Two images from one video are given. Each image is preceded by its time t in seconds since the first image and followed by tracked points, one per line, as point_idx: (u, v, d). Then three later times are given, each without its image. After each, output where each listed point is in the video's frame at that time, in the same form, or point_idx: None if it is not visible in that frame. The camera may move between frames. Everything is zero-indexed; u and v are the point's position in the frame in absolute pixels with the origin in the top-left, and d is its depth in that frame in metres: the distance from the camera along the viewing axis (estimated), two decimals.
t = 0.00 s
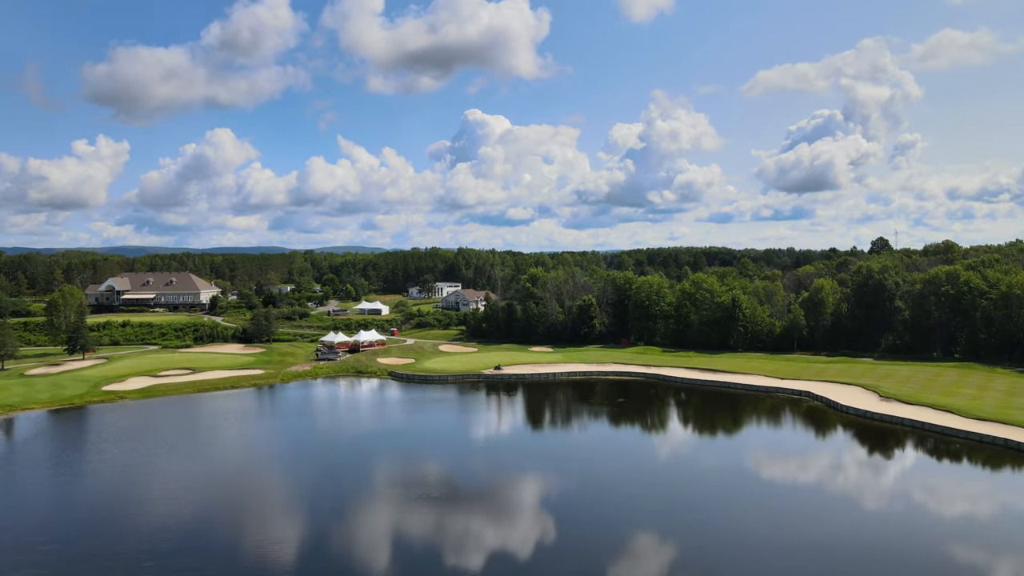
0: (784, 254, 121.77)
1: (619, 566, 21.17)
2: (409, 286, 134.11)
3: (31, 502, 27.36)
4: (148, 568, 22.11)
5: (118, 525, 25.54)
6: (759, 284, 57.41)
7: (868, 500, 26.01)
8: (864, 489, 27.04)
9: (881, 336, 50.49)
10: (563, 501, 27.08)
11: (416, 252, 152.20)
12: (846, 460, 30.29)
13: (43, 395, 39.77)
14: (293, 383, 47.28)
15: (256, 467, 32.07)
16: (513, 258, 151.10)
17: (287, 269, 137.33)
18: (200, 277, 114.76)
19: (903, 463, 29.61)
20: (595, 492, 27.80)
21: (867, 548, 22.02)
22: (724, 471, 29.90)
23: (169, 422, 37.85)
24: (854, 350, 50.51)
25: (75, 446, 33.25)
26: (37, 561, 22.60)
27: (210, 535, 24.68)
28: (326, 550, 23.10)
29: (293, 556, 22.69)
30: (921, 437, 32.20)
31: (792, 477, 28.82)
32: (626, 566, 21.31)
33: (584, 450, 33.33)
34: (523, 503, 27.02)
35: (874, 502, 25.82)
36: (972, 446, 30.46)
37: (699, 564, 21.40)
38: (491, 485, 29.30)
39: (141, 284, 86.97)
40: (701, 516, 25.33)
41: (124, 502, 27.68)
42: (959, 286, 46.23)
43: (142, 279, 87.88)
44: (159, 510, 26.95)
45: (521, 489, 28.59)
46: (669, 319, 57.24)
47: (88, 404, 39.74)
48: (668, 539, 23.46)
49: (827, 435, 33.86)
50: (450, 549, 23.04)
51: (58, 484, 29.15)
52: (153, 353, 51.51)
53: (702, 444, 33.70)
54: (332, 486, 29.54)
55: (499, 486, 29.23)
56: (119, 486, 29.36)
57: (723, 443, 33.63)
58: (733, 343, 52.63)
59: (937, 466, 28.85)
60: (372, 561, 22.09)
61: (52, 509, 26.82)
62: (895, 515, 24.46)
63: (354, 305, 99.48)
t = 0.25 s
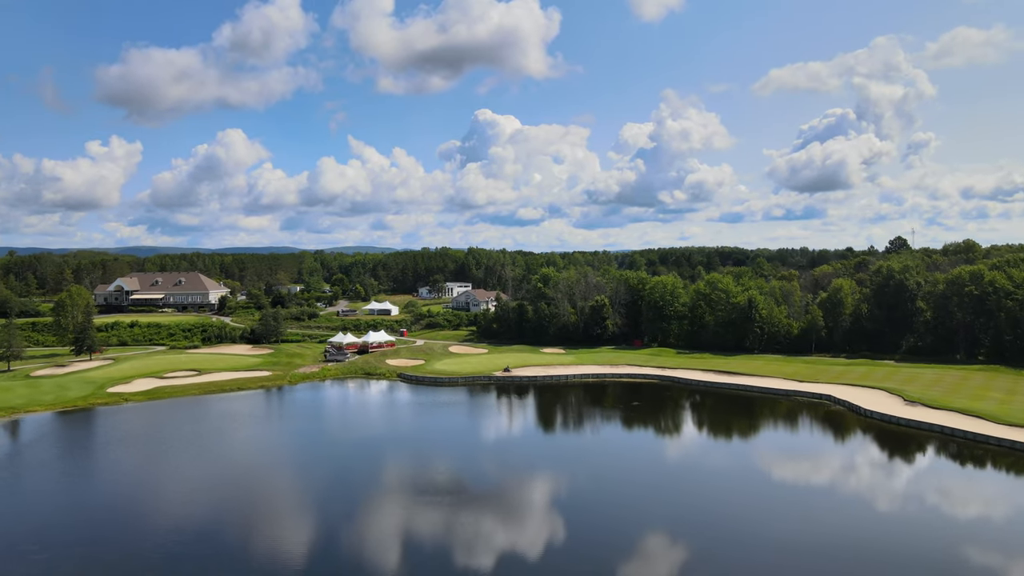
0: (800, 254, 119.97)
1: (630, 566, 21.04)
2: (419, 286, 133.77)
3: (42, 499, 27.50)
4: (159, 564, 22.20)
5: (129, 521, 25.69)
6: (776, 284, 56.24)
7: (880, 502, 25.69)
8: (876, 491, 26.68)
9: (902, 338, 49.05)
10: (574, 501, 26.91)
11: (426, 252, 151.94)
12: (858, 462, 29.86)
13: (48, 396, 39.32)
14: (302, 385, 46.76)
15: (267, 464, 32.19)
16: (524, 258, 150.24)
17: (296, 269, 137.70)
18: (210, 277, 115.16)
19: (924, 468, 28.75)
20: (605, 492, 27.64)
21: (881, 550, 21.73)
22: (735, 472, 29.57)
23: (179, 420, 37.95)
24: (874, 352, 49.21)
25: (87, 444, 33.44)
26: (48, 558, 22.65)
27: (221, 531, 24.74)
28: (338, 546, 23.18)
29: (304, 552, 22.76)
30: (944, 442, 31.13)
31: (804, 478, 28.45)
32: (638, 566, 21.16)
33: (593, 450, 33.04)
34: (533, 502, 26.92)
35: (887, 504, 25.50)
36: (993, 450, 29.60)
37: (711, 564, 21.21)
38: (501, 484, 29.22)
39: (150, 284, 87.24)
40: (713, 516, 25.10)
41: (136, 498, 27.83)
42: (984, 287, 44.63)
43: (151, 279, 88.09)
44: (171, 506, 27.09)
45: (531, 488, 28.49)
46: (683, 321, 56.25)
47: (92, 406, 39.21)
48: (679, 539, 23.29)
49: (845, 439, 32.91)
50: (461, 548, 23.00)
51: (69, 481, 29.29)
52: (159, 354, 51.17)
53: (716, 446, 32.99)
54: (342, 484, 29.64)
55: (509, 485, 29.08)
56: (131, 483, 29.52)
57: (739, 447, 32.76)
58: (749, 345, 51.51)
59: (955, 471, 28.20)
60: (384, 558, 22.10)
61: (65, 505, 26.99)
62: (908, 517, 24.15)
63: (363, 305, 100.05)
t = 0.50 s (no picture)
0: (811, 254, 118.50)
1: (635, 567, 20.77)
2: (426, 286, 133.32)
3: (45, 498, 27.43)
4: (162, 563, 22.11)
5: (132, 520, 25.61)
6: (789, 284, 55.25)
7: (889, 504, 25.31)
8: (884, 492, 26.30)
9: (919, 339, 47.81)
10: (580, 502, 26.61)
11: (433, 252, 151.58)
12: (866, 463, 29.42)
13: (46, 399, 38.76)
14: (306, 388, 46.17)
15: (271, 464, 32.12)
16: (531, 258, 149.36)
17: (302, 270, 137.84)
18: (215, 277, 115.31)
19: (941, 472, 27.95)
20: (610, 493, 27.36)
21: (890, 552, 21.37)
22: (742, 474, 29.19)
23: (183, 420, 37.83)
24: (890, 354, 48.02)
25: (90, 444, 33.38)
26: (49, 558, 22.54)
27: (227, 532, 24.58)
28: (341, 545, 23.07)
29: (308, 552, 22.63)
30: (965, 447, 30.08)
31: (812, 480, 28.03)
32: (644, 568, 20.90)
33: (599, 450, 32.68)
34: (538, 502, 26.68)
35: (895, 506, 25.13)
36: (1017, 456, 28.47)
37: (719, 566, 20.91)
38: (506, 484, 28.98)
39: (155, 284, 87.27)
40: (719, 518, 24.78)
41: (140, 498, 27.75)
42: (1004, 287, 43.14)
43: (156, 279, 88.07)
44: (174, 505, 27.01)
45: (536, 489, 28.25)
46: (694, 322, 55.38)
47: (91, 409, 38.60)
48: (686, 541, 23.01)
49: (861, 442, 32.03)
50: (466, 548, 22.80)
51: (72, 481, 29.20)
52: (162, 356, 50.73)
53: (725, 449, 32.33)
54: (346, 483, 29.53)
55: (515, 485, 28.81)
56: (134, 482, 29.46)
57: (750, 451, 31.97)
58: (762, 347, 50.54)
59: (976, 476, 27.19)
60: (388, 558, 21.94)
61: (68, 505, 26.93)
62: (917, 519, 23.79)
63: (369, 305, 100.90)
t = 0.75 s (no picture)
0: (823, 254, 117.15)
1: (643, 568, 20.52)
2: (432, 286, 132.94)
3: (48, 497, 27.36)
4: (166, 561, 22.05)
5: (137, 518, 25.55)
6: (803, 285, 54.35)
7: (898, 505, 24.97)
8: (893, 493, 25.92)
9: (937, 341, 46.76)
10: (587, 502, 26.32)
11: (440, 252, 151.22)
12: (875, 464, 28.99)
13: (45, 402, 38.07)
14: (311, 390, 45.51)
15: (276, 462, 32.07)
16: (539, 258, 148.56)
17: (308, 270, 137.89)
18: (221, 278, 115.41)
19: (958, 477, 27.19)
20: (617, 493, 27.08)
21: (901, 554, 21.03)
22: (750, 474, 28.83)
23: (187, 419, 37.73)
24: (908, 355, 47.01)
25: (93, 443, 33.32)
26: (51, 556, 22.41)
27: (233, 531, 24.47)
28: (346, 545, 22.96)
29: (314, 550, 22.53)
30: (983, 452, 29.15)
31: (820, 480, 27.64)
32: (652, 568, 20.63)
33: (605, 451, 32.34)
34: (544, 502, 26.46)
35: (904, 507, 24.78)
36: None
37: (727, 567, 20.62)
38: (511, 484, 28.78)
39: (159, 284, 87.29)
40: (727, 518, 24.48)
41: (145, 497, 27.63)
42: None
43: (160, 280, 88.09)
44: (179, 503, 26.96)
45: (542, 489, 28.03)
46: (705, 322, 54.78)
47: (90, 412, 37.85)
48: (693, 541, 22.74)
49: (876, 446, 31.20)
50: (472, 547, 22.60)
51: (77, 480, 29.03)
52: (164, 357, 50.27)
53: (735, 451, 31.68)
54: (350, 482, 29.43)
55: (520, 486, 28.57)
56: (138, 481, 29.41)
57: (762, 454, 31.16)
58: (775, 348, 49.46)
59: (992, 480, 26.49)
60: (395, 557, 21.79)
61: (71, 503, 26.87)
62: (927, 519, 23.44)
63: (375, 305, 102.16)
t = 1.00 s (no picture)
0: (835, 254, 115.70)
1: (650, 568, 20.31)
2: (439, 286, 132.57)
3: (55, 496, 27.23)
4: (172, 557, 22.05)
5: (142, 516, 25.52)
6: (817, 285, 53.38)
7: (907, 507, 24.66)
8: (902, 494, 25.56)
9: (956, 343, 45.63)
10: (595, 503, 26.07)
11: (447, 252, 150.81)
12: (884, 465, 28.56)
13: (43, 404, 37.47)
14: (316, 392, 44.83)
15: (281, 461, 32.00)
16: (546, 258, 147.76)
17: (314, 270, 137.89)
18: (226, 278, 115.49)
19: (977, 481, 26.42)
20: (624, 493, 26.82)
21: (912, 557, 20.74)
22: (758, 475, 28.44)
23: (191, 420, 37.49)
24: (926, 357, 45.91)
25: (96, 441, 33.23)
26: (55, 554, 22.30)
27: (240, 529, 24.39)
28: (353, 543, 22.92)
29: (321, 549, 22.46)
30: (1004, 456, 28.26)
31: (829, 482, 27.22)
32: (659, 569, 20.46)
33: (612, 452, 31.96)
34: (550, 503, 26.24)
35: (914, 509, 24.43)
36: None
37: (736, 568, 20.37)
38: (517, 484, 28.57)
39: (164, 284, 87.28)
40: (736, 519, 24.22)
41: (152, 495, 27.52)
42: None
43: (165, 280, 88.08)
44: (185, 501, 26.93)
45: (548, 489, 27.80)
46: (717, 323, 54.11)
47: (89, 415, 37.16)
48: (701, 542, 22.51)
49: (893, 450, 30.36)
50: (479, 547, 22.45)
51: (82, 480, 28.84)
52: (167, 358, 49.82)
53: (745, 454, 31.03)
54: (356, 481, 29.34)
55: (527, 486, 28.35)
56: (143, 479, 29.37)
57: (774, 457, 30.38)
58: (789, 350, 48.68)
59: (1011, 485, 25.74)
60: (402, 558, 21.67)
61: (76, 500, 26.85)
62: (937, 521, 23.08)
63: (380, 305, 103.17)
